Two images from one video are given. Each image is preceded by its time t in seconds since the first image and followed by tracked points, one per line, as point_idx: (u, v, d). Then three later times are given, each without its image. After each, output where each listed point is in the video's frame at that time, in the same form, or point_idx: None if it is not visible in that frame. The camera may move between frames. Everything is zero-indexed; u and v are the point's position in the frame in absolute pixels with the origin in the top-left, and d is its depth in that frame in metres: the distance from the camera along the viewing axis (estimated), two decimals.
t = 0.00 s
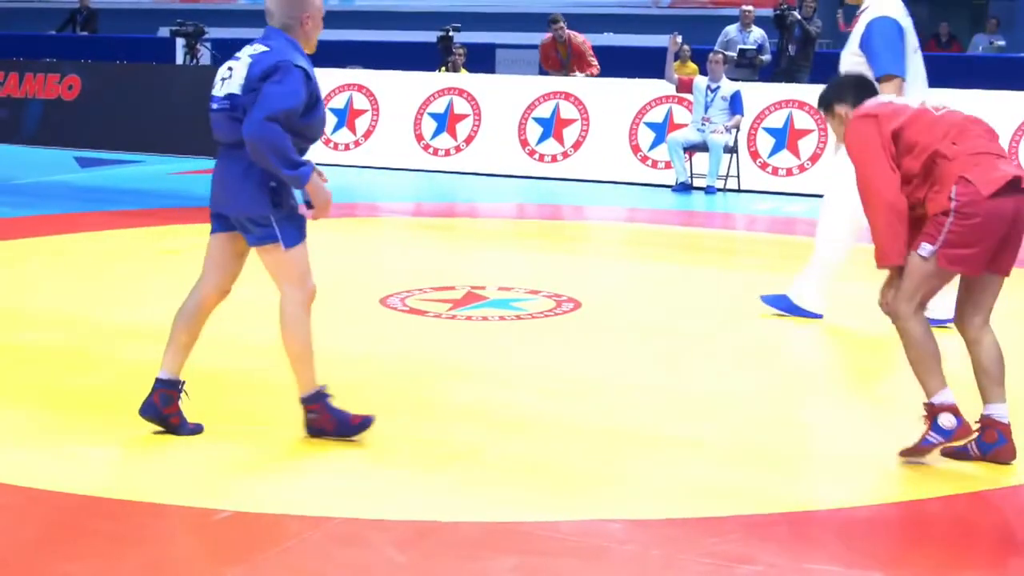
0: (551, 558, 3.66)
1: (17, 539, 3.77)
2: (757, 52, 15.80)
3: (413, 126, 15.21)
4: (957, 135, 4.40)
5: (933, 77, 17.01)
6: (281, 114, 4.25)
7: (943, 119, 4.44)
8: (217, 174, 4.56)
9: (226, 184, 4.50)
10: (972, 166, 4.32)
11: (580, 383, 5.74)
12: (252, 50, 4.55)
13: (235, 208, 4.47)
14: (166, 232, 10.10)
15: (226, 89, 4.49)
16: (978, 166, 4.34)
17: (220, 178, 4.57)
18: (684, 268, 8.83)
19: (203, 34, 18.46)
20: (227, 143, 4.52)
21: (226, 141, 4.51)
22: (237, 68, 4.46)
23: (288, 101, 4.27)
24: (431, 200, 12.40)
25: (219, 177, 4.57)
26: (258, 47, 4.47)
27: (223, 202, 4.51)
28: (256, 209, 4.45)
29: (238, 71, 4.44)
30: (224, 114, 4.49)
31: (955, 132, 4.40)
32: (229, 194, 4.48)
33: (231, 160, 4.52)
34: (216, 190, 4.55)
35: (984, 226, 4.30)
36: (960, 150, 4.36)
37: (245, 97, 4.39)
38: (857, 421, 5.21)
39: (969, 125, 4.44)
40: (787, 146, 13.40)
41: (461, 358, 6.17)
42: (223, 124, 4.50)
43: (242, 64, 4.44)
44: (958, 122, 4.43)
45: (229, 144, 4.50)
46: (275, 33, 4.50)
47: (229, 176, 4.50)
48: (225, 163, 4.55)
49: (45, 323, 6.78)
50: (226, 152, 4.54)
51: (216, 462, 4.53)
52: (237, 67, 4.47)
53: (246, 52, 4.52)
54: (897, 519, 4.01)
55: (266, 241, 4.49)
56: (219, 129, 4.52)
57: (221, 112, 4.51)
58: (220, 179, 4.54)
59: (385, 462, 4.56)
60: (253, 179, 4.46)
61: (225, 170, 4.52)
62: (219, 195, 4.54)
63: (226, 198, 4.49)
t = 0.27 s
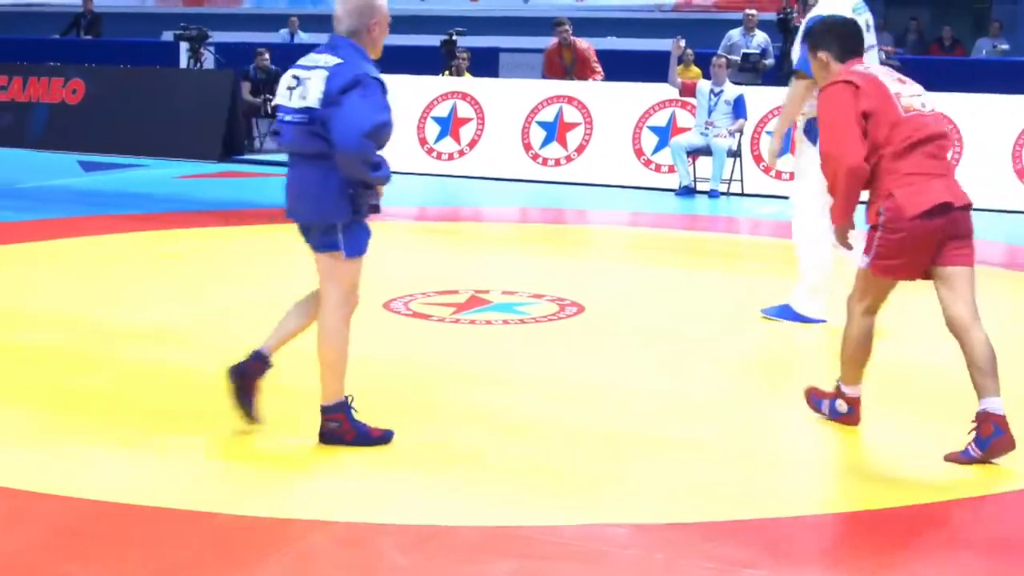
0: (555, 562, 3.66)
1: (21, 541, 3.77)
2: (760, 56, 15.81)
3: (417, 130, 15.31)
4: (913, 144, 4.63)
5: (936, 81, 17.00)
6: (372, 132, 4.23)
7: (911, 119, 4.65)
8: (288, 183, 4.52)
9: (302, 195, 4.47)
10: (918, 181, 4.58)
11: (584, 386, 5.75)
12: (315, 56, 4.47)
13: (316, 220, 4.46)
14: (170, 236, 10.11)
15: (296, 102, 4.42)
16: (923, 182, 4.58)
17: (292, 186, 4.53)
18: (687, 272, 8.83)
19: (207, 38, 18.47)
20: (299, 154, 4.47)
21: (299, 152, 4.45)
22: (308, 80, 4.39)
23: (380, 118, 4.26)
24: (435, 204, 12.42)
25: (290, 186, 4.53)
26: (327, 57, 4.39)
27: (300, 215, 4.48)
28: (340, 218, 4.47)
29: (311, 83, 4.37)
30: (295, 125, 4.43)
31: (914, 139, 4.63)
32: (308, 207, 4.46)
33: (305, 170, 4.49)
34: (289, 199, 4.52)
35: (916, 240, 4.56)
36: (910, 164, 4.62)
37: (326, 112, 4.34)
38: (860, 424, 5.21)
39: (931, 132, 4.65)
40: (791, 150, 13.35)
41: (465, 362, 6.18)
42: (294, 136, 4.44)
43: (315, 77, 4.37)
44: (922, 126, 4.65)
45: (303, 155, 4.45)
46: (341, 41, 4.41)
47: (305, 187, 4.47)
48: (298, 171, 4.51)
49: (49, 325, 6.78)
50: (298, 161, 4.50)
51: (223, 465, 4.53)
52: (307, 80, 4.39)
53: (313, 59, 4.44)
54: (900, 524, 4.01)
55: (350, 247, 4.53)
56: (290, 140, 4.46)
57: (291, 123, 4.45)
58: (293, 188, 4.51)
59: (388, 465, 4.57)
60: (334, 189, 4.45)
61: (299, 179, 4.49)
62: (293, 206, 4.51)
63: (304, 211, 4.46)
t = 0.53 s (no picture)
0: (566, 569, 3.65)
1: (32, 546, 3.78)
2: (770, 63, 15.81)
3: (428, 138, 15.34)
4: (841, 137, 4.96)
5: (948, 86, 16.97)
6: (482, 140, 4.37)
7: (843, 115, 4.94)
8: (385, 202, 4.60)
9: (401, 211, 4.57)
10: (839, 175, 4.97)
11: (594, 392, 5.74)
12: (397, 71, 4.57)
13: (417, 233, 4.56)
14: (181, 241, 10.12)
15: (391, 120, 4.52)
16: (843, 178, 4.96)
17: (386, 204, 4.61)
18: (699, 278, 8.82)
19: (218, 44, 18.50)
20: (396, 170, 4.57)
21: (398, 167, 4.55)
22: (401, 96, 4.49)
23: (483, 123, 4.39)
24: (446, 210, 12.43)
25: (384, 204, 4.61)
26: (415, 70, 4.51)
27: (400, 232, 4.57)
28: (441, 229, 4.59)
29: (408, 98, 4.47)
30: (391, 143, 4.52)
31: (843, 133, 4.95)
32: (410, 222, 4.56)
33: (401, 185, 4.58)
34: (385, 219, 4.60)
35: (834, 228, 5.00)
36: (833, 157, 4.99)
37: (427, 126, 4.45)
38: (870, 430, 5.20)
39: (861, 126, 4.96)
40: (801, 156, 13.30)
41: (476, 368, 6.17)
42: (391, 153, 4.53)
43: (411, 92, 4.47)
44: (853, 122, 4.95)
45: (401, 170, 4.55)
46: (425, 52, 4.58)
47: (404, 203, 4.57)
48: (393, 188, 4.60)
49: (61, 331, 6.79)
50: (393, 177, 4.60)
51: (235, 471, 4.53)
52: (399, 95, 4.50)
53: (399, 74, 4.54)
54: (912, 531, 4.00)
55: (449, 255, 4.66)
56: (386, 157, 4.55)
57: (385, 140, 4.54)
58: (389, 206, 4.59)
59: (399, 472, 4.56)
60: (434, 201, 4.58)
61: (395, 196, 4.59)
62: (391, 224, 4.59)
63: (406, 227, 4.56)
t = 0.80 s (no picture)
0: None
1: (42, 551, 3.78)
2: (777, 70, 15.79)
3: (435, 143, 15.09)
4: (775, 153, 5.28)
5: (956, 93, 16.95)
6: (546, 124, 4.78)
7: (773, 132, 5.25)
8: (461, 197, 5.01)
9: (479, 203, 4.98)
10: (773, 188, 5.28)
11: (602, 400, 5.74)
12: (461, 74, 5.04)
13: (497, 222, 4.96)
14: (189, 248, 10.14)
15: (462, 118, 4.97)
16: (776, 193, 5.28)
17: (468, 200, 5.01)
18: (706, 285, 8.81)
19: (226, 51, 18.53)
20: (471, 166, 5.00)
21: (472, 163, 4.98)
22: (468, 94, 4.95)
23: (548, 107, 4.82)
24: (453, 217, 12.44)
25: (459, 201, 5.03)
26: (478, 72, 4.98)
27: (480, 223, 4.98)
28: (525, 220, 4.98)
29: (475, 96, 4.92)
30: (464, 140, 4.98)
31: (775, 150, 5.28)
32: (488, 214, 4.96)
33: (475, 181, 5.00)
34: (463, 213, 5.01)
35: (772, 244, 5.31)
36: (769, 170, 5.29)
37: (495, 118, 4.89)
38: (877, 439, 5.19)
39: (788, 144, 5.28)
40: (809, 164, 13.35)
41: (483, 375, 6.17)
42: (466, 150, 4.98)
43: (477, 89, 4.93)
44: (784, 140, 5.27)
45: (474, 167, 4.98)
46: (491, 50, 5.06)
47: (479, 197, 4.98)
48: (472, 184, 5.02)
49: (69, 336, 6.80)
50: (467, 175, 5.02)
51: (243, 478, 4.53)
52: (468, 95, 4.95)
53: (464, 77, 5.01)
54: (919, 538, 4.00)
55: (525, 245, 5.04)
56: (462, 154, 4.99)
57: (459, 139, 5.00)
58: (464, 201, 5.01)
59: (407, 478, 4.56)
60: (508, 192, 4.98)
61: (470, 191, 5.01)
62: (469, 219, 5.00)
63: (486, 217, 4.96)
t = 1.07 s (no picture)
0: None
1: (53, 561, 3.77)
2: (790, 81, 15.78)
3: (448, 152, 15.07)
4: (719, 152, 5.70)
5: (968, 103, 16.92)
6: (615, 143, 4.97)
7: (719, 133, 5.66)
8: (528, 210, 5.12)
9: (546, 215, 5.11)
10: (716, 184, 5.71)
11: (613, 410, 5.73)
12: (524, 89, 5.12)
13: (564, 232, 5.11)
14: (202, 258, 10.14)
15: (531, 132, 5.06)
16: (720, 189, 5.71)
17: (528, 212, 5.13)
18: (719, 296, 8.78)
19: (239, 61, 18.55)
20: (537, 179, 5.11)
21: (540, 176, 5.10)
22: (538, 110, 5.03)
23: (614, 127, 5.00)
24: (465, 227, 12.45)
25: (523, 213, 5.14)
26: (544, 86, 5.08)
27: (549, 234, 5.11)
28: (582, 231, 5.15)
29: (546, 111, 5.01)
30: (534, 154, 5.08)
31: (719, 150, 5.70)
32: (557, 225, 5.11)
33: (540, 193, 5.12)
34: (530, 225, 5.12)
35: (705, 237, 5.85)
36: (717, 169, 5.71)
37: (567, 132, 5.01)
38: (890, 449, 5.18)
39: (739, 144, 5.70)
40: (821, 173, 13.37)
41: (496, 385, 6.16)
42: (535, 163, 5.09)
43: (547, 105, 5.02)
44: (735, 140, 5.68)
45: (543, 179, 5.10)
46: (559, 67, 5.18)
47: (546, 209, 5.11)
48: (533, 196, 5.14)
49: (81, 346, 6.80)
50: (531, 187, 5.13)
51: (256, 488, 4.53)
52: (537, 110, 5.04)
53: (527, 91, 5.09)
54: (934, 550, 3.98)
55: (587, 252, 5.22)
56: (531, 167, 5.09)
57: (526, 151, 5.09)
58: (530, 213, 5.12)
59: (420, 489, 4.55)
60: (572, 204, 5.14)
61: (536, 203, 5.12)
62: (538, 231, 5.12)
63: (556, 228, 5.10)
